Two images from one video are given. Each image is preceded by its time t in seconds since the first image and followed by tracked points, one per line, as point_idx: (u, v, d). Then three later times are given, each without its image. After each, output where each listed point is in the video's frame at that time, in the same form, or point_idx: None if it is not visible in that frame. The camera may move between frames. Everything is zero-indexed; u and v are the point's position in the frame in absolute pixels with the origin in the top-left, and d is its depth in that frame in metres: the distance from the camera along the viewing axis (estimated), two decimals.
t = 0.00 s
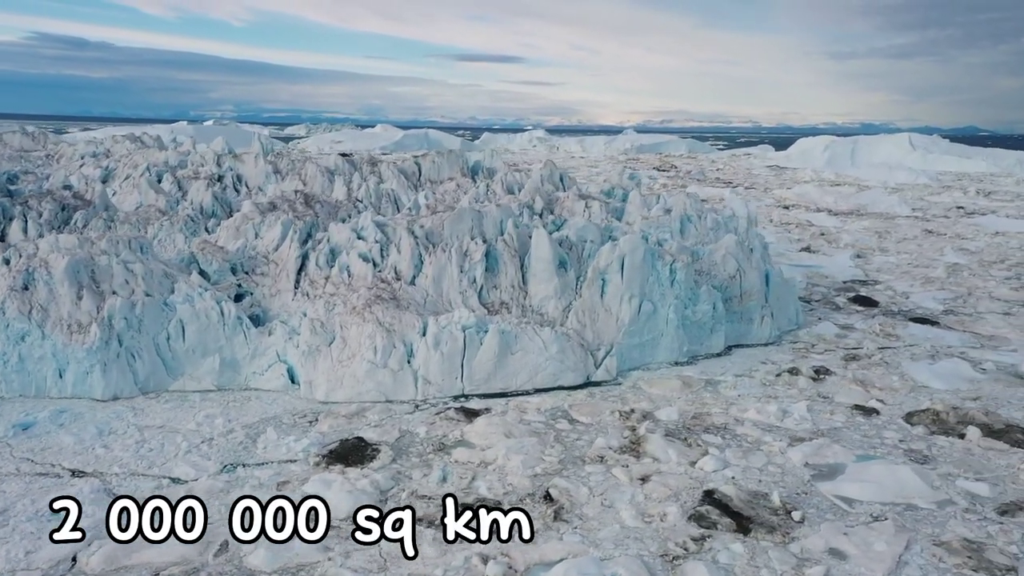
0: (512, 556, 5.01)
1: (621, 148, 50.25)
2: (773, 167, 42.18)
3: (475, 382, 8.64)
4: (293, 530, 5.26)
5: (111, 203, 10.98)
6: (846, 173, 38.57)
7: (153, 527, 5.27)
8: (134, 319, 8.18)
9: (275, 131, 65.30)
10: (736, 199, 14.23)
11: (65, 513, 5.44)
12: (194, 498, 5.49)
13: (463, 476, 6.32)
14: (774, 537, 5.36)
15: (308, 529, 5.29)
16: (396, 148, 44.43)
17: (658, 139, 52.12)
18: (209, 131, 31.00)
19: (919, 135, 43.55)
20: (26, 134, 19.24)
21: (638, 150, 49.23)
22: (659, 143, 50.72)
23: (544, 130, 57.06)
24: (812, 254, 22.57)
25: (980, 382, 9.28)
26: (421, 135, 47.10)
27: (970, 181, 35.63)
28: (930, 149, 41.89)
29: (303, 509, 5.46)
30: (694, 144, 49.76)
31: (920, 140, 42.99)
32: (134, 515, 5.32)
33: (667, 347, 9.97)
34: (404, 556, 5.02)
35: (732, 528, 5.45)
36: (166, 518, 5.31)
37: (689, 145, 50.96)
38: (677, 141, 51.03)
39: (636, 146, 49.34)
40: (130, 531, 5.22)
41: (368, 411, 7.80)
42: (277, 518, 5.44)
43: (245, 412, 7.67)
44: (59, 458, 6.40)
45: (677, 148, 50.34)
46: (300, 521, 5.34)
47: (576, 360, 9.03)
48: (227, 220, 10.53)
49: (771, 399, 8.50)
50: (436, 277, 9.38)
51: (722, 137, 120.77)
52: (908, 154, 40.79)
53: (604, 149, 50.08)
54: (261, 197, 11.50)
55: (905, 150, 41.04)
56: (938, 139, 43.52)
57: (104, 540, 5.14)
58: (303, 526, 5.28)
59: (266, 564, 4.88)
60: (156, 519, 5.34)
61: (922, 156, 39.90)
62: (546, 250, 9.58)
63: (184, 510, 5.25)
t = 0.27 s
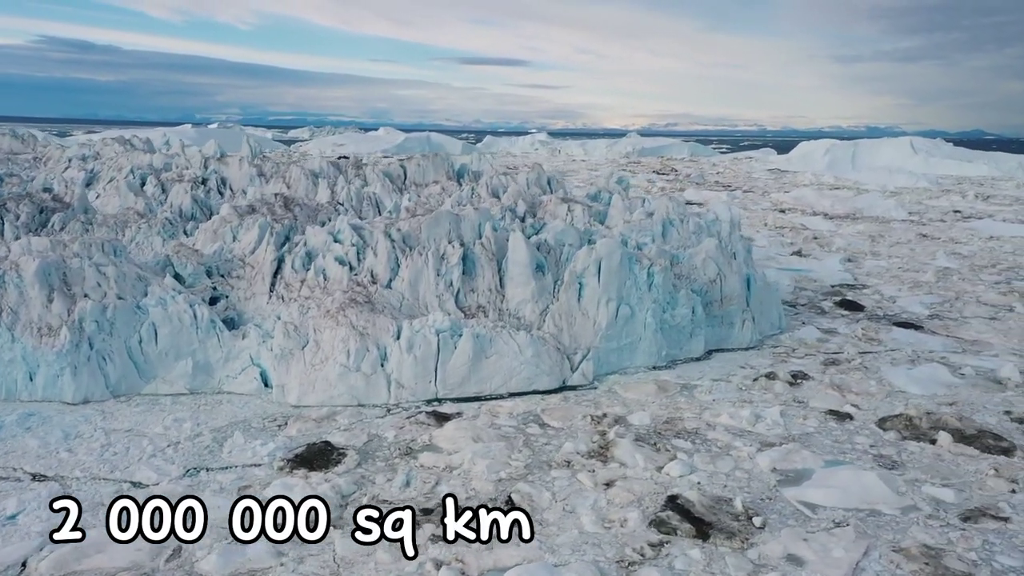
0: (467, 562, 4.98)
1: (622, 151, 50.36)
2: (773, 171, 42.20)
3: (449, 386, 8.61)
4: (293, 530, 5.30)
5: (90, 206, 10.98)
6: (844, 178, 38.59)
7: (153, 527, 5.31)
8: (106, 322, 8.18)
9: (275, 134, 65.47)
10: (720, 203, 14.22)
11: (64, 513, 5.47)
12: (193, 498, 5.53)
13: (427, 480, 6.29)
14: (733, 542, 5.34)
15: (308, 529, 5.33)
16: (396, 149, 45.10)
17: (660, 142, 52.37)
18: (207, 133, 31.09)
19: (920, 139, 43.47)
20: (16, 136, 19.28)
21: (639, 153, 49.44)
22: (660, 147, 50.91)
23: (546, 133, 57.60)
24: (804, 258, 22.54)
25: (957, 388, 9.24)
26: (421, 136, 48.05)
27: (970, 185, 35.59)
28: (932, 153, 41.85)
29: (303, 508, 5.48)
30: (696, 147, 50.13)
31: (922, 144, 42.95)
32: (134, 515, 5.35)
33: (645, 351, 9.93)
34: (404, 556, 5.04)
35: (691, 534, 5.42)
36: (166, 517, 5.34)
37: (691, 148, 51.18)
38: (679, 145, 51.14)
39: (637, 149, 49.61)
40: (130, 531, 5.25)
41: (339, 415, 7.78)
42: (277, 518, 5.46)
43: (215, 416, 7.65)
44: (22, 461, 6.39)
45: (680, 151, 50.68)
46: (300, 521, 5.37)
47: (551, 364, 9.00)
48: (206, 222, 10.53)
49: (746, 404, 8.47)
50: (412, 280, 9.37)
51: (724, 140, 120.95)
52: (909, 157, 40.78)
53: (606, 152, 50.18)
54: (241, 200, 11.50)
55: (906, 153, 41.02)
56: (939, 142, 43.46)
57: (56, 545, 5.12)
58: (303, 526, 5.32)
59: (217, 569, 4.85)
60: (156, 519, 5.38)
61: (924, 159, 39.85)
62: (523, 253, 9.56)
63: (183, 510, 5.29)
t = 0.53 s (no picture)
0: (425, 568, 4.95)
1: (624, 154, 50.48)
2: (774, 175, 42.18)
3: (424, 389, 8.58)
4: (293, 530, 5.36)
5: (70, 209, 10.98)
6: (847, 180, 38.49)
7: (153, 527, 5.38)
8: (79, 325, 8.19)
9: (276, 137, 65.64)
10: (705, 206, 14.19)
11: (65, 513, 5.56)
12: (193, 499, 5.62)
13: (392, 485, 6.26)
14: (694, 548, 5.31)
15: (308, 529, 5.37)
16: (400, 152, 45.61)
17: (663, 145, 52.66)
18: (205, 136, 31.16)
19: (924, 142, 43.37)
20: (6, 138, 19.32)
21: (641, 156, 49.65)
22: (662, 150, 51.23)
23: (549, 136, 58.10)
24: (797, 262, 22.49)
25: (936, 393, 9.20)
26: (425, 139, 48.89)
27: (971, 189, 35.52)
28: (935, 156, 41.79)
29: (303, 509, 5.55)
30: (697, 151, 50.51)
31: (924, 147, 42.92)
32: (134, 515, 5.43)
33: (625, 355, 9.90)
34: (403, 556, 5.10)
35: (654, 539, 5.39)
36: (166, 518, 5.42)
37: (693, 151, 51.41)
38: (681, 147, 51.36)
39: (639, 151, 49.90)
40: (130, 531, 5.33)
41: (311, 418, 7.76)
42: (277, 518, 5.53)
43: (187, 419, 7.64)
44: None
45: (682, 153, 51.06)
46: (300, 521, 5.43)
47: (527, 368, 8.98)
48: (185, 225, 10.52)
49: (722, 408, 8.44)
50: (390, 283, 9.36)
51: (727, 144, 121.16)
52: (911, 161, 40.74)
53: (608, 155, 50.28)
54: (222, 203, 11.49)
55: (907, 157, 40.97)
56: (942, 146, 43.38)
57: (13, 550, 5.10)
58: (303, 526, 5.38)
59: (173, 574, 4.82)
60: (156, 519, 5.46)
61: (926, 163, 39.73)
62: (501, 256, 9.54)
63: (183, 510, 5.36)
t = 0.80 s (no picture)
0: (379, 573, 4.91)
1: (625, 156, 50.69)
2: (774, 178, 42.21)
3: (398, 393, 8.55)
4: (293, 530, 5.39)
5: (49, 212, 11.00)
6: (846, 182, 38.44)
7: (153, 527, 5.42)
8: (51, 328, 8.22)
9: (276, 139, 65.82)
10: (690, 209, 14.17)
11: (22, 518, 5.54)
12: (150, 502, 5.59)
13: (355, 489, 6.24)
14: (652, 554, 5.28)
15: (308, 529, 5.40)
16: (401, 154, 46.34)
17: (666, 148, 52.98)
18: (204, 139, 31.33)
19: (925, 145, 43.32)
20: None
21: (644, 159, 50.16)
22: (666, 153, 51.67)
23: (551, 140, 58.53)
24: (788, 265, 22.46)
25: (913, 397, 9.16)
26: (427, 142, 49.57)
27: (971, 193, 35.45)
28: (936, 160, 41.71)
29: (303, 509, 5.59)
30: (699, 153, 51.00)
31: (927, 151, 42.86)
32: (113, 518, 5.42)
33: (603, 358, 9.87)
34: (358, 561, 5.06)
35: (613, 545, 5.36)
36: (165, 518, 5.45)
37: (696, 154, 51.70)
38: (683, 151, 51.75)
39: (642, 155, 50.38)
40: (130, 531, 5.36)
41: (282, 422, 7.74)
42: (250, 520, 5.50)
43: (156, 423, 7.62)
44: None
45: (685, 156, 51.52)
46: (300, 521, 5.46)
47: (503, 371, 8.96)
48: (163, 228, 10.53)
49: (696, 412, 8.40)
50: (367, 286, 9.35)
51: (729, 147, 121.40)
52: (913, 165, 40.69)
53: (612, 158, 50.38)
54: (203, 206, 11.49)
55: (909, 161, 40.92)
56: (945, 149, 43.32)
57: None
58: (303, 526, 5.41)
59: None
60: (135, 522, 5.45)
61: (928, 166, 39.70)
62: (478, 259, 9.52)
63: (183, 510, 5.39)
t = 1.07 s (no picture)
0: None
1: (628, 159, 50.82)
2: (775, 180, 42.22)
3: (372, 396, 8.53)
4: (294, 530, 5.42)
5: (29, 214, 11.01)
6: (847, 186, 38.43)
7: (112, 531, 5.40)
8: (24, 330, 8.26)
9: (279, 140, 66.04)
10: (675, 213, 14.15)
11: None
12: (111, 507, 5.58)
13: (320, 494, 6.21)
14: (611, 559, 5.25)
15: (308, 530, 5.44)
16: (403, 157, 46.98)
17: (668, 151, 53.17)
18: (203, 142, 31.47)
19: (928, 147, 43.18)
20: None
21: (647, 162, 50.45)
22: (669, 156, 51.84)
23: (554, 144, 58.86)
24: (780, 268, 22.44)
25: (891, 401, 9.12)
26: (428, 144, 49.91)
27: (971, 196, 35.38)
28: (938, 163, 41.67)
29: (303, 509, 5.62)
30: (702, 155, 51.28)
31: (928, 154, 42.83)
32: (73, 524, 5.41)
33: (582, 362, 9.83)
34: (314, 565, 5.03)
35: (573, 549, 5.33)
36: (126, 523, 5.45)
37: (698, 157, 51.92)
38: (686, 154, 51.96)
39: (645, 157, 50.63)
40: (131, 531, 5.37)
41: (253, 425, 7.72)
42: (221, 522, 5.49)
43: (126, 426, 7.62)
44: None
45: (688, 159, 51.82)
46: (300, 521, 5.50)
47: (478, 375, 8.93)
48: (142, 230, 10.53)
49: (671, 416, 8.37)
50: (343, 289, 9.33)
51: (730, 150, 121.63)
52: (915, 168, 40.66)
53: (613, 160, 50.41)
54: (184, 208, 11.49)
55: (911, 164, 40.91)
56: (949, 151, 43.22)
57: None
58: (304, 526, 5.44)
59: None
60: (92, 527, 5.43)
61: (930, 169, 39.73)
62: (455, 262, 9.49)
63: (183, 510, 5.38)
